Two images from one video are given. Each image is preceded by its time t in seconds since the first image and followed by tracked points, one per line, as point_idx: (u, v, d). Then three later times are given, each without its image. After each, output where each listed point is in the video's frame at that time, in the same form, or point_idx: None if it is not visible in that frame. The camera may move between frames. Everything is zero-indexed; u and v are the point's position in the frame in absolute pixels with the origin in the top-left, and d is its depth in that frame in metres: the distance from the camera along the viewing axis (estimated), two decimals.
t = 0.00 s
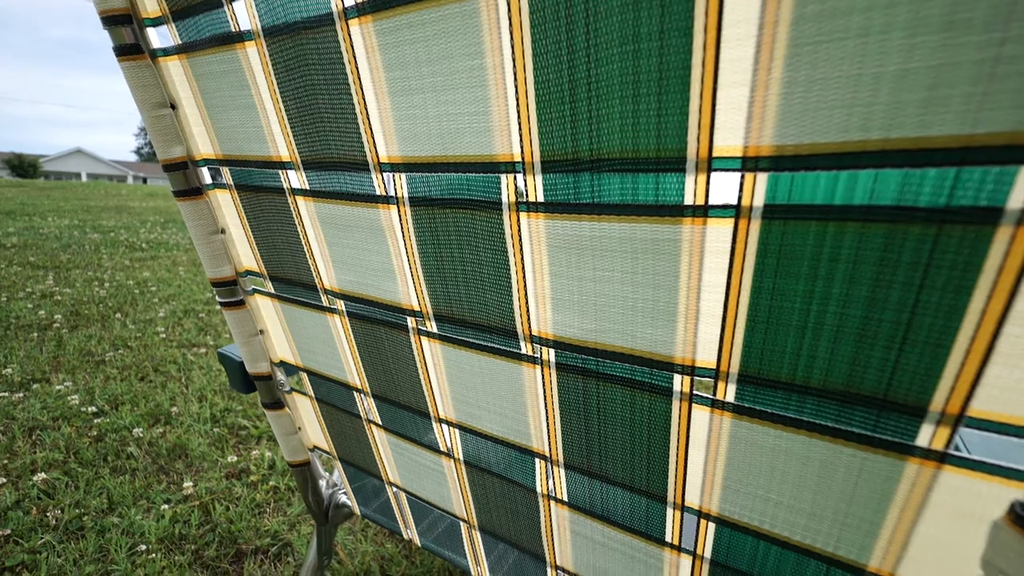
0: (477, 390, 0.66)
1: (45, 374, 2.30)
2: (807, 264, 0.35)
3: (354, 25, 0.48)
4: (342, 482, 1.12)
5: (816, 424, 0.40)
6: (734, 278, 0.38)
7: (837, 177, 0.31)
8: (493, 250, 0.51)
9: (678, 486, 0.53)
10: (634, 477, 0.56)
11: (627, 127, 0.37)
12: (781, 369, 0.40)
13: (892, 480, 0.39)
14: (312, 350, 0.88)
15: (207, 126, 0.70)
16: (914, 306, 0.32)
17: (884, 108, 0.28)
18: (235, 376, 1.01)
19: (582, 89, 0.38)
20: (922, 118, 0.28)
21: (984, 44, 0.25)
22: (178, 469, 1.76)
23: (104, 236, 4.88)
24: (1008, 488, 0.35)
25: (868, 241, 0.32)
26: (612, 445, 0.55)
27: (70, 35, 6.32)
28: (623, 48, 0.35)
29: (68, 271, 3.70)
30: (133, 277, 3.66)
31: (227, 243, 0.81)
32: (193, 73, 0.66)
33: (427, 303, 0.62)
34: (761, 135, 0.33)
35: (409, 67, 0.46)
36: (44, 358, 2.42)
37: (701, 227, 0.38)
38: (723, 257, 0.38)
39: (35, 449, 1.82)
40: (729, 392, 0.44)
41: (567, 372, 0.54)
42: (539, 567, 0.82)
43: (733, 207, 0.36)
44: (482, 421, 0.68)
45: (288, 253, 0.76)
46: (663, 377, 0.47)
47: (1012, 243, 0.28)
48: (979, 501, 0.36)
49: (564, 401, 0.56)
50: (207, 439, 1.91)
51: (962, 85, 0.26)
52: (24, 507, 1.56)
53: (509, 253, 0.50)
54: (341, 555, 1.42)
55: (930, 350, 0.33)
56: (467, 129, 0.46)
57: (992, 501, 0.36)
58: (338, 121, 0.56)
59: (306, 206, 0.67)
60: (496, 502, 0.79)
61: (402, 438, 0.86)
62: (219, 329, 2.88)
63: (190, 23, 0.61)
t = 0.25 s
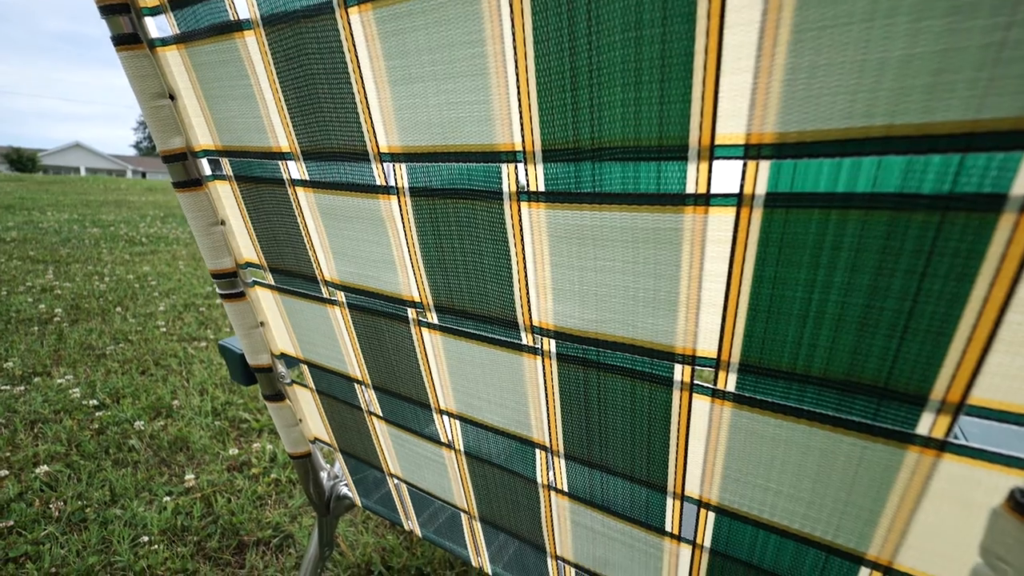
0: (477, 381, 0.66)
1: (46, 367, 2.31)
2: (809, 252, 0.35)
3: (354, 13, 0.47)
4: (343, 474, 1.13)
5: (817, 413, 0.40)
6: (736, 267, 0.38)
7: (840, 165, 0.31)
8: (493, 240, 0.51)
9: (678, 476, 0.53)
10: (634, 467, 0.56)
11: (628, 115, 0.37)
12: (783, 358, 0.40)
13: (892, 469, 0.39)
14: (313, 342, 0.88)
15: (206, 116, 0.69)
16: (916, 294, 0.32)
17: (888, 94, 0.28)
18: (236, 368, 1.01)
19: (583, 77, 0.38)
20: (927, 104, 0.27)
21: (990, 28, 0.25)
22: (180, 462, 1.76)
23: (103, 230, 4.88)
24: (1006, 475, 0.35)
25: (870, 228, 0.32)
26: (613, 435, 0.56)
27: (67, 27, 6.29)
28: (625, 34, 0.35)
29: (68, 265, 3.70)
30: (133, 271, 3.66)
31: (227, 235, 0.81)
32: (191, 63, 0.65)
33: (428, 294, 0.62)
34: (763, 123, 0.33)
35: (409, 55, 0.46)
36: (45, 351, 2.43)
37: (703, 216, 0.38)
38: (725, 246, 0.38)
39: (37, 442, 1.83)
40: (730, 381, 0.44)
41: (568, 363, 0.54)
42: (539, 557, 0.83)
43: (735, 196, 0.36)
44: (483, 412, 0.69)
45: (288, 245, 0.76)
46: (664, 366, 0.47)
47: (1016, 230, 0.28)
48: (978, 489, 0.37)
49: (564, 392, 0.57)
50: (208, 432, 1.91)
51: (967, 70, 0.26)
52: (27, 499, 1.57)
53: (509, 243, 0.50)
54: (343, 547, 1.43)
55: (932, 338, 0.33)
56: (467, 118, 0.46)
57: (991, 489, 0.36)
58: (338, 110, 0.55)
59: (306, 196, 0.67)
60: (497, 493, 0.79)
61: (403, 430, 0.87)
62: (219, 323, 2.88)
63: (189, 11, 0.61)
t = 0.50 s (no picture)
0: (476, 374, 0.66)
1: (44, 362, 2.30)
2: (807, 242, 0.35)
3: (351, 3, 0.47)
4: (342, 467, 1.13)
5: (815, 403, 0.40)
6: (734, 258, 0.38)
7: (839, 154, 0.31)
8: (492, 232, 0.51)
9: (676, 467, 0.53)
10: (632, 459, 0.57)
11: (628, 106, 0.37)
12: (780, 349, 0.40)
13: (889, 459, 0.39)
14: (311, 336, 0.88)
15: (203, 108, 0.69)
16: (914, 283, 0.32)
17: (888, 83, 0.28)
18: (235, 362, 1.01)
19: (582, 66, 0.38)
20: (927, 93, 0.27)
21: (990, 16, 0.25)
22: (179, 456, 1.76)
23: (100, 226, 4.86)
24: (1003, 464, 0.35)
25: (869, 218, 0.32)
26: (611, 427, 0.56)
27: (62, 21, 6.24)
28: (624, 23, 0.35)
29: (65, 260, 3.68)
30: (130, 267, 3.65)
31: (224, 228, 0.81)
32: (187, 54, 0.65)
33: (426, 287, 0.62)
34: (763, 112, 0.33)
35: (407, 46, 0.46)
36: (42, 347, 2.42)
37: (701, 206, 0.38)
38: (723, 237, 0.38)
39: (35, 437, 1.83)
40: (728, 372, 0.44)
41: (566, 355, 0.54)
42: (538, 550, 0.83)
43: (734, 186, 0.36)
44: (481, 405, 0.69)
45: (286, 238, 0.76)
46: (662, 358, 0.47)
47: (1014, 219, 0.28)
48: (974, 478, 0.37)
49: (563, 384, 0.57)
50: (207, 426, 1.91)
51: (967, 58, 0.26)
52: (26, 494, 1.57)
53: (508, 234, 0.50)
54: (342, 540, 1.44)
55: (930, 328, 0.33)
56: (466, 109, 0.45)
57: (987, 478, 0.36)
58: (335, 102, 0.55)
59: (304, 189, 0.66)
60: (495, 486, 0.80)
61: (402, 423, 0.87)
62: (217, 318, 2.88)
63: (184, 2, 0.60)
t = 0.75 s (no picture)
0: (474, 366, 0.66)
1: (42, 356, 2.30)
2: (806, 233, 0.35)
3: None
4: (340, 461, 1.13)
5: (812, 394, 0.40)
6: (732, 248, 0.38)
7: (838, 143, 0.31)
8: (489, 223, 0.51)
9: (673, 459, 0.53)
10: (629, 450, 0.57)
11: (626, 94, 0.37)
12: (778, 340, 0.40)
13: (885, 450, 0.39)
14: (308, 329, 0.88)
15: (198, 99, 0.68)
16: (913, 273, 0.32)
17: (888, 70, 0.28)
18: (232, 355, 1.01)
19: (580, 54, 0.37)
20: (927, 80, 0.27)
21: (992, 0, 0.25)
22: (177, 450, 1.77)
23: (97, 220, 4.84)
24: (999, 454, 0.35)
25: (867, 208, 0.32)
26: (608, 419, 0.56)
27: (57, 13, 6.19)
28: (623, 10, 0.34)
29: (62, 255, 3.67)
30: (127, 261, 3.63)
31: (221, 220, 0.80)
32: (181, 44, 0.64)
33: (423, 279, 0.62)
34: (761, 100, 0.32)
35: (403, 34, 0.45)
36: (40, 341, 2.42)
37: (699, 196, 0.37)
38: (722, 227, 0.38)
39: (33, 431, 1.83)
40: (725, 363, 0.44)
41: (564, 347, 0.54)
42: (535, 542, 0.84)
43: (732, 175, 0.35)
44: (479, 397, 0.69)
45: (283, 230, 0.75)
46: (660, 350, 0.47)
47: (1013, 207, 0.27)
48: (971, 468, 0.37)
49: (560, 376, 0.57)
50: (206, 420, 1.91)
51: (968, 44, 0.26)
52: (25, 487, 1.57)
53: (505, 225, 0.50)
54: (341, 533, 1.44)
55: (927, 319, 0.33)
56: (463, 98, 0.45)
57: (983, 468, 0.36)
58: (331, 92, 0.54)
59: (300, 180, 0.66)
60: (493, 478, 0.80)
61: (400, 416, 0.87)
62: (215, 313, 2.87)
63: None
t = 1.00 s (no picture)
0: (472, 356, 0.66)
1: (41, 347, 2.30)
2: (805, 219, 0.34)
3: None
4: (339, 451, 1.13)
5: (809, 382, 0.40)
6: (731, 235, 0.38)
7: (838, 127, 0.31)
8: (487, 211, 0.50)
9: (671, 447, 0.53)
10: (627, 439, 0.57)
11: (625, 78, 0.36)
12: (776, 328, 0.40)
13: (882, 438, 0.39)
14: (307, 318, 0.88)
15: (194, 86, 0.68)
16: (912, 259, 0.32)
17: (890, 52, 0.27)
18: (230, 345, 1.01)
19: (579, 38, 0.37)
20: (929, 62, 0.27)
21: None
22: (177, 441, 1.77)
23: (96, 211, 4.82)
24: (995, 441, 0.35)
25: (867, 193, 0.32)
26: (606, 408, 0.56)
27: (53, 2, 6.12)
28: None
29: (60, 246, 3.66)
30: (126, 253, 3.62)
31: (218, 209, 0.80)
32: (176, 30, 0.63)
33: (421, 268, 0.62)
34: (762, 84, 0.32)
35: (399, 18, 0.45)
36: (39, 332, 2.42)
37: (698, 182, 0.37)
38: (720, 213, 0.37)
39: (34, 421, 1.83)
40: (723, 352, 0.44)
41: (562, 336, 0.54)
42: (533, 530, 0.84)
43: (731, 161, 0.35)
44: (477, 387, 0.69)
45: (280, 219, 0.75)
46: (657, 338, 0.47)
47: (1014, 192, 0.27)
48: (967, 455, 0.37)
49: (557, 365, 0.57)
50: (206, 411, 1.92)
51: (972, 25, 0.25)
52: (26, 477, 1.58)
53: (503, 213, 0.49)
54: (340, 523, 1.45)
55: (926, 305, 0.33)
56: (460, 84, 0.44)
57: (980, 456, 0.36)
58: (328, 78, 0.54)
59: (297, 168, 0.65)
60: (491, 467, 0.80)
61: (398, 405, 0.87)
62: (215, 304, 2.87)
63: None
